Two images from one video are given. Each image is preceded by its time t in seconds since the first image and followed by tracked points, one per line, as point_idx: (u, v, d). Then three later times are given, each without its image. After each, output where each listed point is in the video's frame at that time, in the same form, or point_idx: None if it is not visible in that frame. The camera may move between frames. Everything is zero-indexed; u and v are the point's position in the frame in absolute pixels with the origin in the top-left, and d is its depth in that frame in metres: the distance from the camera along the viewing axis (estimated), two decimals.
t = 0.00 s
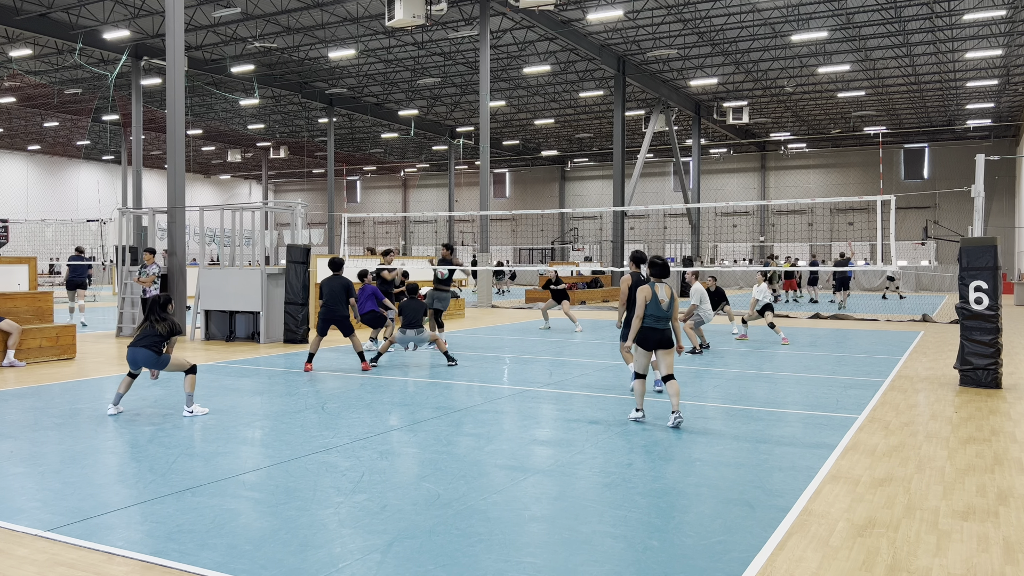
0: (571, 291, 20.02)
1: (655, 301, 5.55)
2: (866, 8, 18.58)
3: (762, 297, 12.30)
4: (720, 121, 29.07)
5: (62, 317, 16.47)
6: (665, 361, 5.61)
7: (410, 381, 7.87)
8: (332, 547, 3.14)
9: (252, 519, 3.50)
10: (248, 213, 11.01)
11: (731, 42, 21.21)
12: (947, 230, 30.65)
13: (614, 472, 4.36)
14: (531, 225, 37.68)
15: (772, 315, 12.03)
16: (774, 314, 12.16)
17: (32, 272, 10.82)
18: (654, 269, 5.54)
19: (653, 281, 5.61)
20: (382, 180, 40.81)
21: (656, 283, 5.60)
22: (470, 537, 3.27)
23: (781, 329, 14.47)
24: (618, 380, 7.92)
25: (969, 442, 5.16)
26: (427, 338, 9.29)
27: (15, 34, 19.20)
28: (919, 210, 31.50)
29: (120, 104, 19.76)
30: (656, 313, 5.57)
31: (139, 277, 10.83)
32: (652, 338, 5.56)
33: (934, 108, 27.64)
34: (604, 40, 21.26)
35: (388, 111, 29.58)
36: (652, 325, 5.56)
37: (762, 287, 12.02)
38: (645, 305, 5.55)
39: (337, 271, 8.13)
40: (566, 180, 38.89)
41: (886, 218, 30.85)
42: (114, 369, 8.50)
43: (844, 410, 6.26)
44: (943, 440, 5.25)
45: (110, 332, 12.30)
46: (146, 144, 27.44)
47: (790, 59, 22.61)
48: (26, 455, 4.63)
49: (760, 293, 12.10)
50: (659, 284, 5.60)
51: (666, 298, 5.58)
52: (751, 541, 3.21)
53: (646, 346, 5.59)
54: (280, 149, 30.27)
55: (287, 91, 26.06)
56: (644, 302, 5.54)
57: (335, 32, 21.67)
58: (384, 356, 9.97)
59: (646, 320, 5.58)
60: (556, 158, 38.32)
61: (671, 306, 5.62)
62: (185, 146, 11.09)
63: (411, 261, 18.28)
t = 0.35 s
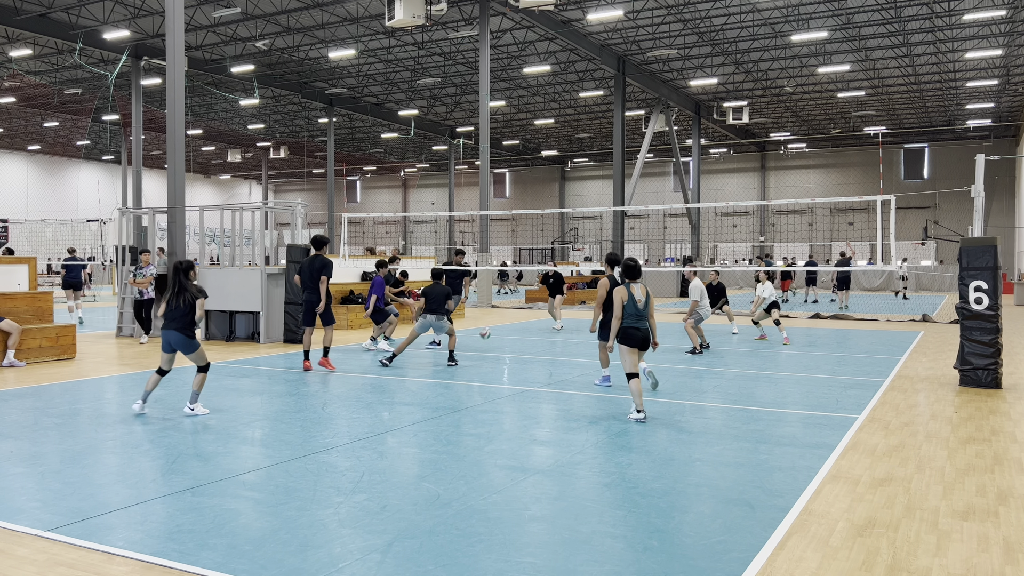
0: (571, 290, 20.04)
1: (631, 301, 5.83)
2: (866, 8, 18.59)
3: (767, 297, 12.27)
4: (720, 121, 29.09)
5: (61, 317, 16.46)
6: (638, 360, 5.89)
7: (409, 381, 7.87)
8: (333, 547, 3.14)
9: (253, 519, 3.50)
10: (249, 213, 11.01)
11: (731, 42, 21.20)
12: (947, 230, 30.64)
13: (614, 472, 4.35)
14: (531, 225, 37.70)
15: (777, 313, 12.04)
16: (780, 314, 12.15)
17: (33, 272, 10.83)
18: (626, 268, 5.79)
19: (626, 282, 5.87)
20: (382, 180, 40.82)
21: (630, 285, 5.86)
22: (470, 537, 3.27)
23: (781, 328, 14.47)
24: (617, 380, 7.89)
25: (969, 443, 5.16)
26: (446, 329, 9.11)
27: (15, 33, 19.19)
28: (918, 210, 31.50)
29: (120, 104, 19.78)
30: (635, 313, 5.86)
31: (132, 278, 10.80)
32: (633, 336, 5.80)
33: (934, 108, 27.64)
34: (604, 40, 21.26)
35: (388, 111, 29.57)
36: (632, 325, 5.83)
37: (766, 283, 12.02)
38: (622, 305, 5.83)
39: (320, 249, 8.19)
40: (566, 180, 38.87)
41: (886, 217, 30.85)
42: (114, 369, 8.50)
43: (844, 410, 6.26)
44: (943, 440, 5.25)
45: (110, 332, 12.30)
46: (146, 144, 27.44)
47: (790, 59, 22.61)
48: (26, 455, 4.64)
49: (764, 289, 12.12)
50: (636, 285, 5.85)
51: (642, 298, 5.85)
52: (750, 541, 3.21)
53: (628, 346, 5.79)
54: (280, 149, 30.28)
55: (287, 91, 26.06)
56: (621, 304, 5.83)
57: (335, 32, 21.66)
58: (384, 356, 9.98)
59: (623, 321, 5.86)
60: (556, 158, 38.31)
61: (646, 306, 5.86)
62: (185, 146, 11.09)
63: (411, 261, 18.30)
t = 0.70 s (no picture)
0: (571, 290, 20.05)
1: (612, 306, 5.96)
2: (866, 8, 18.58)
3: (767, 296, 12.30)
4: (720, 121, 29.11)
5: (61, 317, 16.47)
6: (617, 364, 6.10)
7: (409, 381, 7.86)
8: (332, 547, 3.14)
9: (253, 519, 3.50)
10: (249, 213, 11.01)
11: (731, 42, 21.20)
12: (947, 230, 30.64)
13: (614, 472, 4.35)
14: (531, 225, 37.71)
15: (777, 312, 12.04)
16: (780, 313, 12.15)
17: (33, 272, 10.84)
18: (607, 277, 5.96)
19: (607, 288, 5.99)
20: (382, 180, 40.84)
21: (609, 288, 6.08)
22: (470, 537, 3.27)
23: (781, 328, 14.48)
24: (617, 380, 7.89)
25: (969, 443, 5.16)
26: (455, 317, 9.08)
27: (15, 34, 19.19)
28: (918, 210, 31.51)
29: (120, 104, 19.79)
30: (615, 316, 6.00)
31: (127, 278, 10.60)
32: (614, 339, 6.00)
33: (934, 108, 27.64)
34: (604, 40, 21.26)
35: (388, 111, 29.57)
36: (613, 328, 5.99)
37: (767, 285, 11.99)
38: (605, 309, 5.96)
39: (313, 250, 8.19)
40: (566, 180, 38.88)
41: (886, 217, 30.86)
42: (114, 369, 8.50)
43: (844, 410, 6.26)
44: (943, 440, 5.25)
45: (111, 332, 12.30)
46: (146, 144, 27.45)
47: (790, 59, 22.61)
48: (26, 455, 4.64)
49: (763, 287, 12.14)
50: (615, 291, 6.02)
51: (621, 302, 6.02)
52: (750, 541, 3.21)
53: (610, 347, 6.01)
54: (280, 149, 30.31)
55: (287, 91, 26.06)
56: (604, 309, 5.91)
57: (335, 33, 21.66)
58: (384, 356, 9.98)
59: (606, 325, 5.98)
60: (556, 158, 38.32)
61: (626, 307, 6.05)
62: (185, 146, 11.09)
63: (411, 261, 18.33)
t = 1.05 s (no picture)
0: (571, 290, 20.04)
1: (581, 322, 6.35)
2: (866, 8, 18.57)
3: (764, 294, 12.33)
4: (720, 121, 29.11)
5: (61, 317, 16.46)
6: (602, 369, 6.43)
7: (409, 381, 7.86)
8: (332, 547, 3.14)
9: (253, 519, 3.50)
10: (248, 213, 11.00)
11: (731, 41, 21.20)
12: (947, 230, 30.62)
13: (614, 472, 4.35)
14: (532, 225, 37.69)
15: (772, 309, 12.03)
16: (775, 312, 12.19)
17: (33, 272, 10.84)
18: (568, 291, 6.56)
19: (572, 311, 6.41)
20: (382, 180, 40.84)
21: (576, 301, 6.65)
22: (470, 537, 3.27)
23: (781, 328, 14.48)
24: (617, 380, 7.89)
25: (969, 443, 5.16)
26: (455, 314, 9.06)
27: (15, 34, 19.18)
28: (919, 210, 31.51)
29: (120, 104, 19.81)
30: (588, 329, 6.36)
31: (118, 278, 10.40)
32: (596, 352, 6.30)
33: (934, 108, 27.64)
34: (604, 40, 21.26)
35: (388, 111, 29.58)
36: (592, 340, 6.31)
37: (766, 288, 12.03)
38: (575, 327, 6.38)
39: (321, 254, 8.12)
40: (566, 180, 38.87)
41: (886, 217, 30.86)
42: (114, 369, 8.50)
43: (844, 410, 6.26)
44: (943, 440, 5.25)
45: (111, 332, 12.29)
46: (146, 144, 27.45)
47: (791, 59, 22.60)
48: (27, 455, 4.64)
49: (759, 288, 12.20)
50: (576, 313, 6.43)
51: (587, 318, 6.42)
52: (750, 541, 3.21)
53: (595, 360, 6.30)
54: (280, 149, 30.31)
55: (287, 91, 26.06)
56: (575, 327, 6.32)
57: (335, 32, 21.66)
58: (385, 356, 9.98)
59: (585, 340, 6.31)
60: (556, 158, 38.31)
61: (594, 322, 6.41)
62: (185, 146, 11.09)
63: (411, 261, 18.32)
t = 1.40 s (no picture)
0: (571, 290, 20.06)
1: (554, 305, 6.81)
2: (866, 8, 18.57)
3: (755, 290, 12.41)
4: (720, 121, 29.12)
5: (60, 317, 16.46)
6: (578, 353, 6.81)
7: (410, 381, 7.86)
8: (333, 547, 3.14)
9: (253, 519, 3.50)
10: (249, 212, 11.01)
11: (731, 42, 21.20)
12: (947, 230, 30.63)
13: (614, 472, 4.36)
14: (531, 225, 37.70)
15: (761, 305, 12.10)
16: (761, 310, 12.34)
17: (33, 271, 10.87)
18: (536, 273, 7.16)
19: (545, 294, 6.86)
20: (382, 180, 40.85)
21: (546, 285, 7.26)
22: (471, 537, 3.27)
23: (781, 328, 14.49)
24: (616, 380, 7.89)
25: (968, 443, 5.16)
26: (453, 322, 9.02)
27: (15, 34, 19.18)
28: (918, 209, 31.51)
29: (120, 104, 19.81)
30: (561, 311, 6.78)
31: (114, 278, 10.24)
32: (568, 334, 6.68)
33: (934, 108, 27.64)
34: (604, 40, 21.27)
35: (388, 111, 29.59)
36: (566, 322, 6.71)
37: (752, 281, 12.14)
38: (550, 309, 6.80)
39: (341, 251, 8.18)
40: (566, 180, 38.87)
41: (886, 217, 30.87)
42: (114, 369, 8.50)
43: (844, 410, 6.26)
44: (943, 440, 5.25)
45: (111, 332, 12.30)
46: (146, 144, 27.47)
47: (790, 59, 22.60)
48: (27, 455, 4.63)
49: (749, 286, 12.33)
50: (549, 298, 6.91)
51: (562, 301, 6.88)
52: (750, 541, 3.21)
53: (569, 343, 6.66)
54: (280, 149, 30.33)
55: (287, 91, 26.06)
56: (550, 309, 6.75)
57: (335, 32, 21.66)
58: (385, 356, 9.98)
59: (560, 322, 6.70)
60: (556, 158, 38.31)
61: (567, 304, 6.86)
62: (185, 146, 11.09)
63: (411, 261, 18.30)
